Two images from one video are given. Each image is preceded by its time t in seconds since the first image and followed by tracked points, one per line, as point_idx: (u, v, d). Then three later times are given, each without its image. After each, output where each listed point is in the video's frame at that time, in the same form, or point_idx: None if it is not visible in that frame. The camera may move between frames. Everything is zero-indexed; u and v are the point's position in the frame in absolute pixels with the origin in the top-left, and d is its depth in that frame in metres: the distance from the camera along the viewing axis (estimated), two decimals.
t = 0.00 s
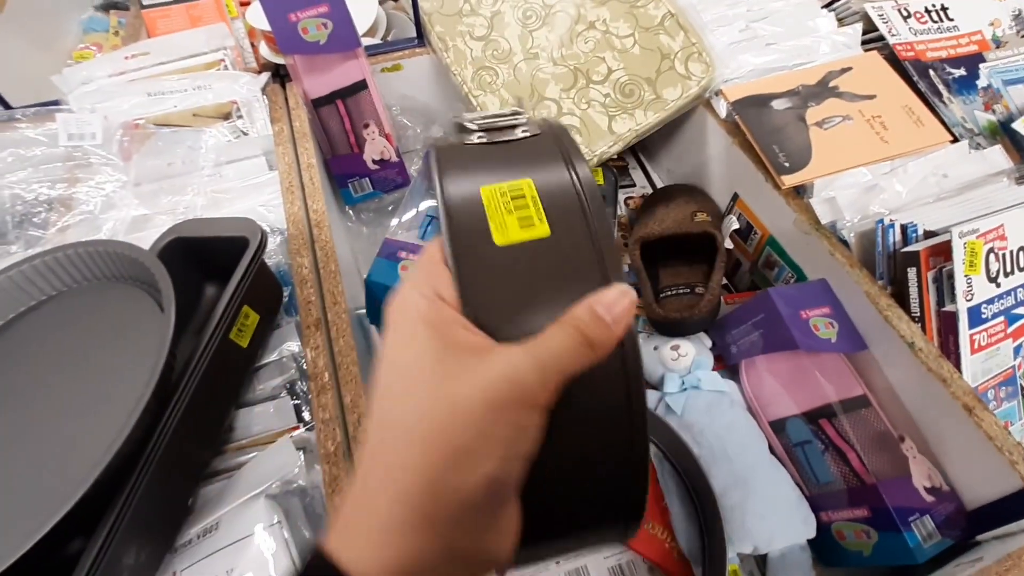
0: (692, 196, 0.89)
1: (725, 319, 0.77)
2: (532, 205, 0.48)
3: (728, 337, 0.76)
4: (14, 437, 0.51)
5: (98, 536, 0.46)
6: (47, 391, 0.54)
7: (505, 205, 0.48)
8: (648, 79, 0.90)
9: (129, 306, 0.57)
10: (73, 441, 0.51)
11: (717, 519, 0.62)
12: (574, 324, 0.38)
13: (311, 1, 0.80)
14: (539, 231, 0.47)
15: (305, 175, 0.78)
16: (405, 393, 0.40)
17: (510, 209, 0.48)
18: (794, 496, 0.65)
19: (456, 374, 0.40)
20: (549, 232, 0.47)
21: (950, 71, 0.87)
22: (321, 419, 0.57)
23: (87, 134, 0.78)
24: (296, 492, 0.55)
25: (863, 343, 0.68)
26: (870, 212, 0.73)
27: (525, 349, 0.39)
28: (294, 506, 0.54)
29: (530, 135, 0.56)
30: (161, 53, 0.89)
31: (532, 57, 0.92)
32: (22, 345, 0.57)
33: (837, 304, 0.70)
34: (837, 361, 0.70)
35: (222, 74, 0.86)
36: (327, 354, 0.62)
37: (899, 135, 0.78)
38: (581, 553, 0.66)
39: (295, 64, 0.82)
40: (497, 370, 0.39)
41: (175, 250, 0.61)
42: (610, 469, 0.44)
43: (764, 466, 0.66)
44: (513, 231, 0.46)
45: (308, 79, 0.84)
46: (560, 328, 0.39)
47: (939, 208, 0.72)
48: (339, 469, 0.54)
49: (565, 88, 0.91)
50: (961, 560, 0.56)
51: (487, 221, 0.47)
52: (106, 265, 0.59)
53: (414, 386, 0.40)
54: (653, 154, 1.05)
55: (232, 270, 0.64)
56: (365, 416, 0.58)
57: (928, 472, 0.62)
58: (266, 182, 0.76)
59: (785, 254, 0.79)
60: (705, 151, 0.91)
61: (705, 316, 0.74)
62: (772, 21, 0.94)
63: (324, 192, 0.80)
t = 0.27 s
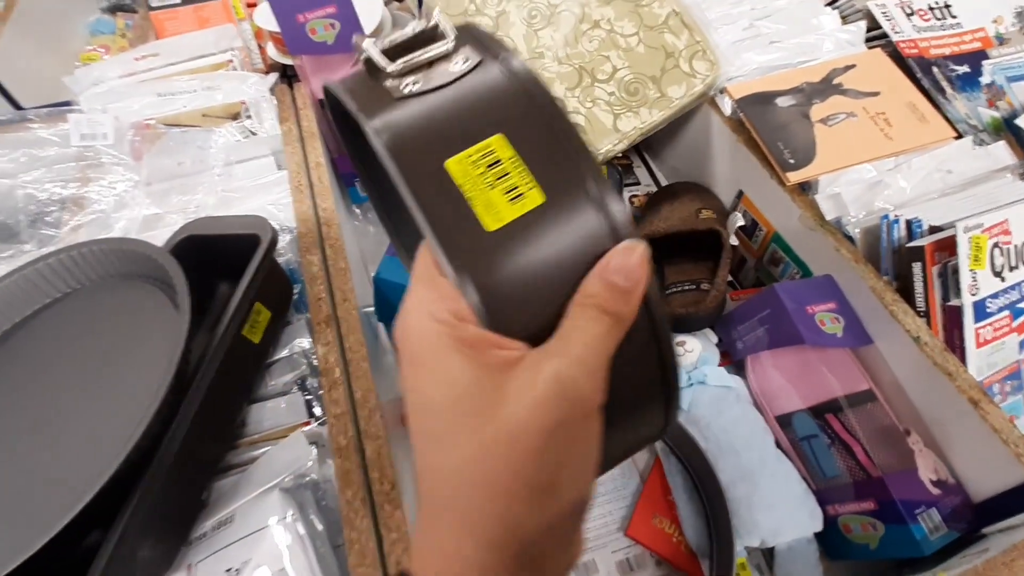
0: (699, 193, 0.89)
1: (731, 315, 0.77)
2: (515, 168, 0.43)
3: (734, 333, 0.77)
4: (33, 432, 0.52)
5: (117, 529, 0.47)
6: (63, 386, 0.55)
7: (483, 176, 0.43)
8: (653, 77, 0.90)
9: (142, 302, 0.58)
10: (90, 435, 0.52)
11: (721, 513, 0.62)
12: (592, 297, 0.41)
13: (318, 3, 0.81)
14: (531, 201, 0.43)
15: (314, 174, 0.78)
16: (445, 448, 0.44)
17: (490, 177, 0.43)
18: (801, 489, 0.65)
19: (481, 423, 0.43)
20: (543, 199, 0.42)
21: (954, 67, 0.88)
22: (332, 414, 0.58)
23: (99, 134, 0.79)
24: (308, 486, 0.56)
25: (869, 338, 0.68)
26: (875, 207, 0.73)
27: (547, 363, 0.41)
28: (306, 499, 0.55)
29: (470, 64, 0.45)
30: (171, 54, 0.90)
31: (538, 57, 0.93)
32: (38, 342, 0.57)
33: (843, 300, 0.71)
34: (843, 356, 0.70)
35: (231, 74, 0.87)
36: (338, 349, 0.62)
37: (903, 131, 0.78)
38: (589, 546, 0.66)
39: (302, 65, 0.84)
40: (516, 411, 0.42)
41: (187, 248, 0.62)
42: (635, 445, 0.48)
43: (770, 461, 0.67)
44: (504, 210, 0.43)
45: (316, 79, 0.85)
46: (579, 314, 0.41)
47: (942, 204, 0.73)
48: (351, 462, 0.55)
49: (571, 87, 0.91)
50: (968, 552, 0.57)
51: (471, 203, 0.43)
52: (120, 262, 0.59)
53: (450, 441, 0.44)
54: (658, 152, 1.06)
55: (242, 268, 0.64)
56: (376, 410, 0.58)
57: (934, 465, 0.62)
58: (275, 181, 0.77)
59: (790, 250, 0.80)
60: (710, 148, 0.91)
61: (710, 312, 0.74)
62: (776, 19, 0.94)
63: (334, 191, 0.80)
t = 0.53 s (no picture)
0: (702, 193, 0.89)
1: (734, 313, 0.77)
2: (563, 163, 0.39)
3: (737, 332, 0.77)
4: (42, 428, 0.53)
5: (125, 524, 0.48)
6: (71, 384, 0.55)
7: (529, 171, 0.38)
8: (656, 78, 0.91)
9: (150, 301, 0.59)
10: (99, 432, 0.52)
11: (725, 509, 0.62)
12: (649, 310, 0.39)
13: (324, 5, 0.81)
14: (583, 201, 0.39)
15: (318, 174, 0.77)
16: (495, 481, 0.42)
17: (535, 175, 0.38)
18: (804, 488, 0.65)
19: (538, 455, 0.41)
20: (595, 198, 0.39)
21: (957, 67, 0.88)
22: (338, 411, 0.58)
23: (107, 135, 0.80)
24: (313, 483, 0.56)
25: (872, 337, 0.69)
26: (878, 206, 0.73)
27: (609, 390, 0.39)
28: (312, 497, 0.55)
29: (501, 41, 0.41)
30: (177, 56, 0.91)
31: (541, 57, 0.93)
32: (46, 340, 0.58)
33: (846, 299, 0.71)
34: (846, 355, 0.70)
35: (237, 76, 0.88)
36: (343, 348, 0.63)
37: (906, 131, 0.78)
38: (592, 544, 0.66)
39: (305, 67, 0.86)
40: (579, 442, 0.40)
41: (194, 247, 0.63)
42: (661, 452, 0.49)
43: (773, 459, 0.67)
44: (553, 212, 0.38)
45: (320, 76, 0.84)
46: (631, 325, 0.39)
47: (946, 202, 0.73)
48: (356, 460, 0.55)
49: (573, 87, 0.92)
50: (972, 550, 0.57)
51: (518, 203, 0.37)
52: (128, 262, 0.60)
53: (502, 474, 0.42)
54: (661, 152, 1.06)
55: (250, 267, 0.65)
56: (380, 408, 0.59)
57: (937, 464, 0.62)
58: (281, 181, 0.78)
59: (793, 250, 0.80)
60: (713, 148, 0.92)
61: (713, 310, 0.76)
62: (778, 20, 0.95)
63: (339, 191, 0.80)
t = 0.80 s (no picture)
0: (704, 195, 0.89)
1: (738, 316, 0.77)
2: (587, 188, 0.37)
3: (741, 335, 0.76)
4: (46, 432, 0.53)
5: (129, 528, 0.48)
6: (75, 388, 0.55)
7: (554, 202, 0.36)
8: (658, 80, 0.91)
9: (154, 305, 0.59)
10: (102, 436, 0.52)
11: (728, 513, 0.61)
12: (685, 343, 0.39)
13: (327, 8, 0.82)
14: (611, 227, 0.38)
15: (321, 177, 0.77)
16: (534, 522, 0.41)
17: (560, 205, 0.36)
18: (810, 492, 0.65)
19: (585, 507, 0.40)
20: (621, 223, 0.38)
21: (960, 67, 0.87)
22: (341, 415, 0.58)
23: (111, 139, 0.81)
24: (317, 487, 0.56)
25: (876, 339, 0.68)
26: (882, 208, 0.73)
27: (655, 430, 0.40)
28: (315, 501, 0.55)
29: (504, 50, 0.38)
30: (180, 60, 0.91)
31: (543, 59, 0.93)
32: (51, 344, 0.58)
33: (850, 302, 0.70)
34: (851, 357, 0.69)
35: (240, 79, 0.88)
36: (345, 351, 0.63)
37: (909, 132, 0.78)
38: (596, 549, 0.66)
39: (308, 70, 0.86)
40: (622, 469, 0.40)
41: (197, 251, 0.63)
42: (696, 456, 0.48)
43: (778, 463, 0.66)
44: (582, 244, 0.37)
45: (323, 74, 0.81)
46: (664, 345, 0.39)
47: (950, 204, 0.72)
48: (360, 464, 0.55)
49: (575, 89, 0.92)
50: (979, 554, 0.57)
51: (549, 238, 0.35)
52: (132, 266, 0.60)
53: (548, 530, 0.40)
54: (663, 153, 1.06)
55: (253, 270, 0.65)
56: (383, 412, 0.59)
57: (943, 467, 0.62)
58: (283, 184, 0.78)
59: (796, 252, 0.80)
60: (715, 149, 0.91)
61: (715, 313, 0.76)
62: (780, 21, 0.95)
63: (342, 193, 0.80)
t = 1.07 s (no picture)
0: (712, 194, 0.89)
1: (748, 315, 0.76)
2: (609, 163, 0.37)
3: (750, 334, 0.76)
4: (56, 431, 0.53)
5: (141, 524, 0.48)
6: (85, 386, 0.55)
7: (577, 181, 0.36)
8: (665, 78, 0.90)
9: (163, 304, 0.59)
10: (113, 434, 0.52)
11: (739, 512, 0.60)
12: (716, 329, 0.40)
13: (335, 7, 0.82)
14: (637, 203, 0.37)
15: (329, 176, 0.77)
16: (581, 513, 0.41)
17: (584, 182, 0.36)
18: (821, 492, 0.65)
19: (640, 509, 0.40)
20: (647, 199, 0.38)
21: (970, 65, 0.87)
22: (351, 413, 0.58)
23: (119, 139, 0.81)
24: (326, 486, 0.56)
25: (888, 338, 0.68)
26: (893, 206, 0.73)
27: (698, 419, 0.41)
28: (325, 500, 0.55)
29: (502, 21, 0.37)
30: (187, 60, 0.92)
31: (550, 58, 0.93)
32: (60, 342, 0.58)
33: (861, 301, 0.70)
34: (862, 356, 0.69)
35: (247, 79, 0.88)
36: (354, 349, 0.63)
37: (920, 130, 0.78)
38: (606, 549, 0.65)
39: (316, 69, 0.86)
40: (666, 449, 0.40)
41: (206, 249, 0.63)
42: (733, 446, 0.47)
43: (789, 462, 0.66)
44: (609, 221, 0.36)
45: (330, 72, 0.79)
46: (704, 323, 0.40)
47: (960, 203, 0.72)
48: (370, 462, 0.55)
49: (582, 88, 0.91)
50: (993, 555, 0.56)
51: (575, 216, 0.35)
52: (142, 264, 0.60)
53: (609, 537, 0.40)
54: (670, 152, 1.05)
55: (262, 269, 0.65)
56: (393, 410, 0.58)
57: (957, 467, 0.61)
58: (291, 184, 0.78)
59: (806, 250, 0.79)
60: (723, 148, 0.91)
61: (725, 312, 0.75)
62: (788, 20, 0.94)
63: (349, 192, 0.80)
